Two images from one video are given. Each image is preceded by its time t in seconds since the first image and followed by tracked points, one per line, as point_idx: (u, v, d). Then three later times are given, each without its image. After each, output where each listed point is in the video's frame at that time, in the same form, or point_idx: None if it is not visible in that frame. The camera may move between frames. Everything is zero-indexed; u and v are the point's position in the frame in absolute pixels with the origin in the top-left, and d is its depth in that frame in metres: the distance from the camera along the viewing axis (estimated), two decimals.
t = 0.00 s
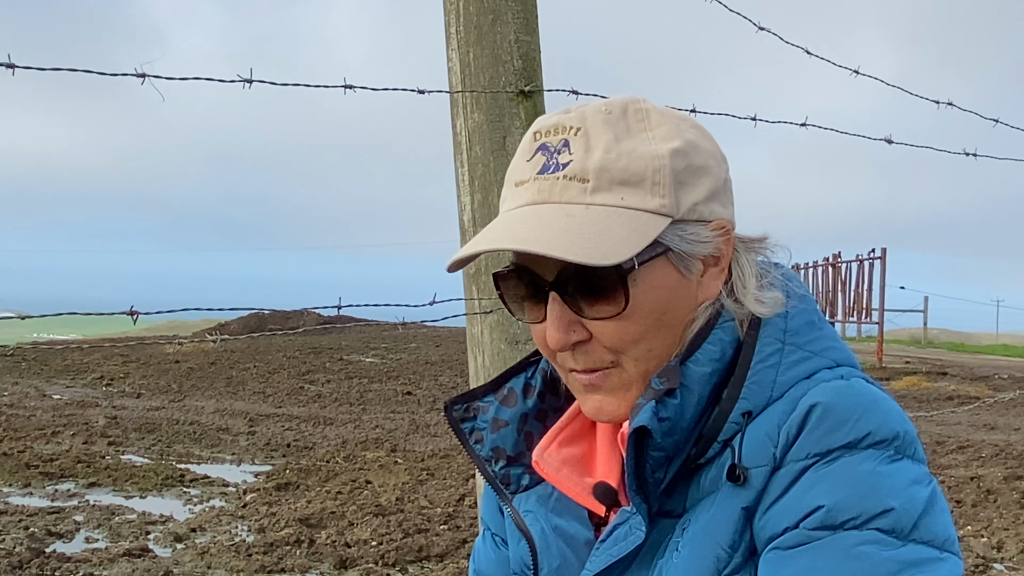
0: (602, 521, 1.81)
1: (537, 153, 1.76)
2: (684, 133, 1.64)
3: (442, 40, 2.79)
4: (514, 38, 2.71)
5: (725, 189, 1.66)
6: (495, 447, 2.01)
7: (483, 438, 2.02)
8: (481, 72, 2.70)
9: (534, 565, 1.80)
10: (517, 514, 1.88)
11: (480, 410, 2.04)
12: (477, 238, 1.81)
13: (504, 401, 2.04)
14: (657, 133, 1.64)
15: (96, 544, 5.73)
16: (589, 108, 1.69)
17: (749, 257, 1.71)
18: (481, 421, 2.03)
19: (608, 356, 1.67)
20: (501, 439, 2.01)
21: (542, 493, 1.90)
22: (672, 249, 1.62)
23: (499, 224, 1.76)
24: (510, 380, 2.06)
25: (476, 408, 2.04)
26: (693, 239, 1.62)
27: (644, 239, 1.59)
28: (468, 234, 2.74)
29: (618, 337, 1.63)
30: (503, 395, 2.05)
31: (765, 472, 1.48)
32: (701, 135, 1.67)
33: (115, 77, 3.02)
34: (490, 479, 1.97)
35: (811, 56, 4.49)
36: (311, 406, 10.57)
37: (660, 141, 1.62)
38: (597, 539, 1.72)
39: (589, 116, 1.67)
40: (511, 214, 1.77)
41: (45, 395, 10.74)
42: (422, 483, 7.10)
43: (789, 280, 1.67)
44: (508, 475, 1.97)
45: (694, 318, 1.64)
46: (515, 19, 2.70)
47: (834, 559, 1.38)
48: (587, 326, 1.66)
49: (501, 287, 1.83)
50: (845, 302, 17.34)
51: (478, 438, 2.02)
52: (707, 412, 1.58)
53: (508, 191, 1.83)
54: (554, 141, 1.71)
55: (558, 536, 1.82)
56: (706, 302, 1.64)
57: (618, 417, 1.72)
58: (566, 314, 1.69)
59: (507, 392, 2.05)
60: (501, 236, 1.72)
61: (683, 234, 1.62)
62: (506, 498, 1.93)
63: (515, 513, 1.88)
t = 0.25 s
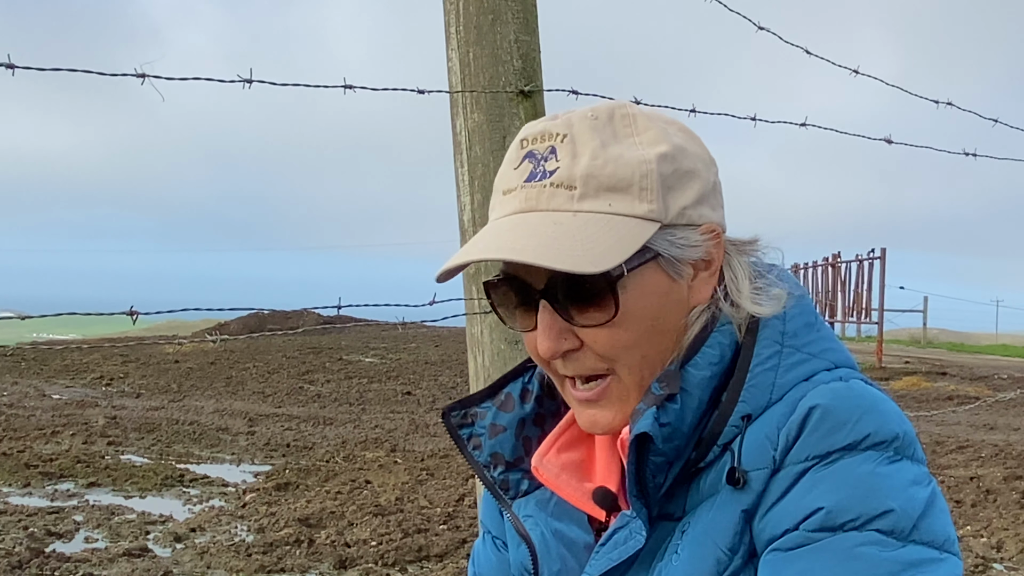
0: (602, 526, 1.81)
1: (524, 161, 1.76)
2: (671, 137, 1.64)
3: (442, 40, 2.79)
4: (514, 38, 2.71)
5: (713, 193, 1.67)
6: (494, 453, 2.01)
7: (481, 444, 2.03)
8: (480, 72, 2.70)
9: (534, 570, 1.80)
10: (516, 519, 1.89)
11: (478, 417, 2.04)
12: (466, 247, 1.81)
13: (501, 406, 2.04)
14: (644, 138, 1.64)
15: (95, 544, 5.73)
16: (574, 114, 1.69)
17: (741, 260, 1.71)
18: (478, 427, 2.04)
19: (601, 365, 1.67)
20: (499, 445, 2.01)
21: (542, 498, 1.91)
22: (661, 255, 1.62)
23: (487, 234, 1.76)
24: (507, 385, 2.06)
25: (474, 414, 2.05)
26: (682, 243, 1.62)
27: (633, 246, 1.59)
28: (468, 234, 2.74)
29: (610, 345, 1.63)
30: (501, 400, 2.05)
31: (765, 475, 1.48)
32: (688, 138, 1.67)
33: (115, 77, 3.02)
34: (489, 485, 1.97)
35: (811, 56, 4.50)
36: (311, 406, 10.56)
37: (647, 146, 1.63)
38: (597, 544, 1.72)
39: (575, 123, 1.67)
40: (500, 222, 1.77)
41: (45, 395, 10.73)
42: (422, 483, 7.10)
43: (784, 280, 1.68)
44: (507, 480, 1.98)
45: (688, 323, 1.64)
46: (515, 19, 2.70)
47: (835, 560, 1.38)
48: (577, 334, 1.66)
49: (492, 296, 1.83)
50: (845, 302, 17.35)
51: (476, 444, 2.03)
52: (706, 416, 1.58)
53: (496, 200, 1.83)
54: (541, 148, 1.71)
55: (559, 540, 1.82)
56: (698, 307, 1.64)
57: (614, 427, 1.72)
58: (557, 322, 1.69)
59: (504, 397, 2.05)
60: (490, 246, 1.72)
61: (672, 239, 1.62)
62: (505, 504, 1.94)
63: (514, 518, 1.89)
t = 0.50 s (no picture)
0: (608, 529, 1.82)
1: (539, 147, 1.76)
2: (687, 132, 1.64)
3: (442, 40, 2.79)
4: (514, 37, 2.71)
5: (726, 192, 1.67)
6: (499, 456, 2.00)
7: (487, 447, 2.03)
8: (480, 72, 2.70)
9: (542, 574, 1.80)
10: (523, 522, 1.89)
11: (483, 420, 2.05)
12: (478, 227, 1.81)
13: (506, 409, 2.05)
14: (659, 131, 1.64)
15: (95, 544, 5.73)
16: (592, 105, 1.70)
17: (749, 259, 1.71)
18: (484, 430, 2.04)
19: (602, 355, 1.67)
20: (505, 448, 2.01)
21: (548, 500, 1.90)
22: (670, 247, 1.62)
23: (499, 214, 1.77)
24: (512, 388, 2.06)
25: (479, 417, 2.05)
26: (692, 237, 1.62)
27: (643, 232, 1.59)
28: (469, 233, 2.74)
29: (614, 333, 1.63)
30: (506, 403, 2.05)
31: (768, 475, 1.48)
32: (703, 136, 1.67)
33: (115, 76, 3.02)
34: (495, 487, 1.96)
35: (812, 56, 4.50)
36: (311, 406, 10.56)
37: (661, 138, 1.63)
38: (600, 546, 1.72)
39: (592, 112, 1.68)
40: (511, 206, 1.77)
41: (44, 395, 10.73)
42: (421, 483, 7.10)
43: (788, 282, 1.68)
44: (513, 483, 1.96)
45: (693, 320, 1.64)
46: (515, 19, 2.70)
47: (839, 561, 1.38)
48: (583, 320, 1.66)
49: (501, 282, 1.83)
50: (844, 302, 17.35)
51: (482, 447, 2.03)
52: (708, 416, 1.58)
53: (510, 185, 1.84)
54: (556, 135, 1.72)
55: (565, 544, 1.82)
56: (703, 304, 1.64)
57: (613, 420, 1.71)
58: (563, 308, 1.69)
59: (509, 400, 2.05)
60: (500, 224, 1.72)
61: (682, 232, 1.62)
62: (512, 507, 1.93)
63: (521, 521, 1.89)
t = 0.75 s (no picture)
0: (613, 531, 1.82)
1: (530, 155, 1.76)
2: (678, 137, 1.64)
3: (441, 39, 2.79)
4: (513, 37, 2.71)
5: (720, 195, 1.66)
6: (503, 460, 2.00)
7: (490, 451, 2.02)
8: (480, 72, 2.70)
9: None
10: (529, 527, 1.89)
11: (485, 423, 2.04)
12: (470, 237, 1.81)
13: (509, 413, 2.04)
14: (651, 136, 1.64)
15: (94, 543, 5.73)
16: (583, 111, 1.69)
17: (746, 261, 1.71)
18: (487, 434, 2.03)
19: (599, 362, 1.67)
20: (509, 452, 2.01)
21: (553, 503, 1.91)
22: (664, 252, 1.61)
23: (492, 225, 1.77)
24: (514, 391, 2.06)
25: (481, 421, 2.04)
26: (686, 242, 1.62)
27: (635, 240, 1.59)
28: (468, 233, 2.74)
29: (609, 340, 1.63)
30: (508, 407, 2.04)
31: (772, 476, 1.48)
32: (696, 140, 1.67)
33: (115, 75, 3.02)
34: (500, 492, 1.96)
35: (811, 55, 4.50)
36: (311, 406, 10.56)
37: (653, 144, 1.63)
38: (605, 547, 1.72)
39: (582, 119, 1.68)
40: (502, 215, 1.77)
41: (44, 394, 10.73)
42: (421, 482, 7.10)
43: (786, 284, 1.68)
44: (517, 487, 1.98)
45: (692, 325, 1.64)
46: (514, 19, 2.70)
47: (842, 561, 1.38)
48: (577, 328, 1.66)
49: (496, 291, 1.83)
50: (844, 302, 17.36)
51: (485, 452, 2.02)
52: (713, 418, 1.58)
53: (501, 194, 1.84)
54: (547, 143, 1.72)
55: (571, 547, 1.82)
56: (700, 309, 1.64)
57: (617, 422, 1.71)
58: (558, 316, 1.69)
59: (512, 404, 2.05)
60: (493, 234, 1.72)
61: (675, 237, 1.62)
62: (517, 511, 1.94)
63: (527, 526, 1.89)
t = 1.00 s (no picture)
0: (611, 531, 1.81)
1: (538, 152, 1.76)
2: (686, 135, 1.64)
3: (441, 39, 2.79)
4: (512, 36, 2.71)
5: (727, 193, 1.66)
6: (502, 458, 2.00)
7: (490, 448, 2.02)
8: (479, 70, 2.69)
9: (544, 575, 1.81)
10: (526, 524, 1.89)
11: (486, 421, 2.04)
12: (477, 233, 1.81)
13: (510, 411, 2.04)
14: (659, 134, 1.63)
15: (94, 543, 5.73)
16: (590, 108, 1.69)
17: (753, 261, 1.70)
18: (487, 431, 2.03)
19: (602, 359, 1.67)
20: (508, 450, 2.01)
21: (552, 503, 1.90)
22: (670, 252, 1.62)
23: (497, 222, 1.76)
24: (515, 389, 2.06)
25: (482, 418, 2.04)
26: (692, 242, 1.62)
27: (642, 239, 1.59)
28: (467, 232, 2.74)
29: (614, 338, 1.63)
30: (509, 404, 2.04)
31: (774, 479, 1.48)
32: (704, 138, 1.67)
33: (116, 75, 3.02)
34: (498, 490, 1.96)
35: (810, 55, 4.51)
36: (310, 405, 10.57)
37: (661, 142, 1.62)
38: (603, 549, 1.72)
39: (589, 117, 1.67)
40: (510, 212, 1.77)
41: (43, 393, 10.74)
42: (420, 482, 7.10)
43: (792, 285, 1.67)
44: (516, 485, 1.97)
45: (695, 324, 1.64)
46: (514, 18, 2.69)
47: (844, 565, 1.38)
48: (583, 326, 1.66)
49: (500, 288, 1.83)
50: (843, 302, 17.37)
51: (485, 449, 2.02)
52: (715, 419, 1.58)
53: (508, 190, 1.83)
54: (554, 140, 1.71)
55: (569, 545, 1.82)
56: (705, 309, 1.64)
57: (612, 420, 1.72)
58: (563, 314, 1.69)
59: (512, 402, 2.05)
60: (499, 232, 1.72)
61: (682, 237, 1.62)
62: (515, 509, 1.93)
63: (525, 524, 1.89)
